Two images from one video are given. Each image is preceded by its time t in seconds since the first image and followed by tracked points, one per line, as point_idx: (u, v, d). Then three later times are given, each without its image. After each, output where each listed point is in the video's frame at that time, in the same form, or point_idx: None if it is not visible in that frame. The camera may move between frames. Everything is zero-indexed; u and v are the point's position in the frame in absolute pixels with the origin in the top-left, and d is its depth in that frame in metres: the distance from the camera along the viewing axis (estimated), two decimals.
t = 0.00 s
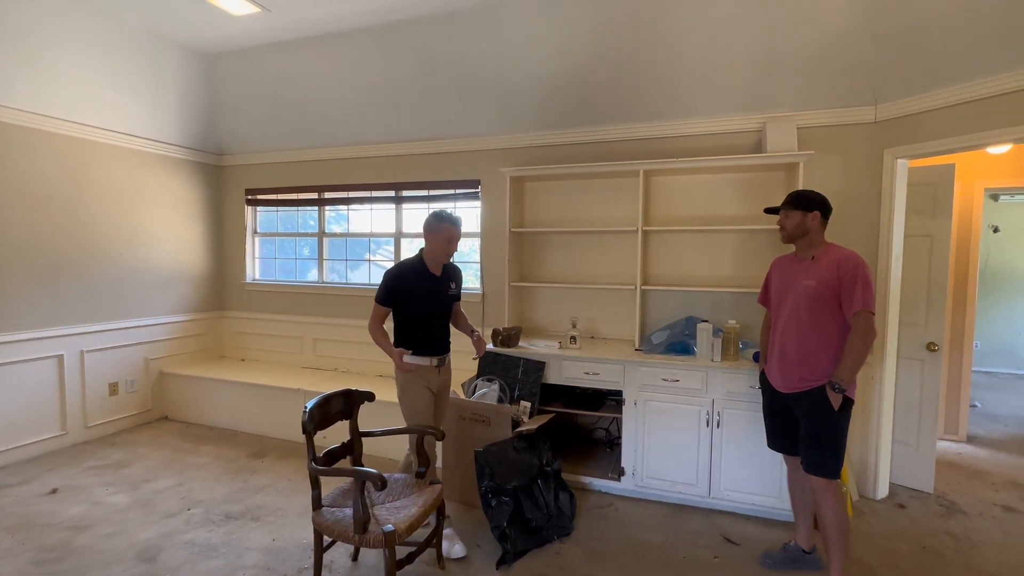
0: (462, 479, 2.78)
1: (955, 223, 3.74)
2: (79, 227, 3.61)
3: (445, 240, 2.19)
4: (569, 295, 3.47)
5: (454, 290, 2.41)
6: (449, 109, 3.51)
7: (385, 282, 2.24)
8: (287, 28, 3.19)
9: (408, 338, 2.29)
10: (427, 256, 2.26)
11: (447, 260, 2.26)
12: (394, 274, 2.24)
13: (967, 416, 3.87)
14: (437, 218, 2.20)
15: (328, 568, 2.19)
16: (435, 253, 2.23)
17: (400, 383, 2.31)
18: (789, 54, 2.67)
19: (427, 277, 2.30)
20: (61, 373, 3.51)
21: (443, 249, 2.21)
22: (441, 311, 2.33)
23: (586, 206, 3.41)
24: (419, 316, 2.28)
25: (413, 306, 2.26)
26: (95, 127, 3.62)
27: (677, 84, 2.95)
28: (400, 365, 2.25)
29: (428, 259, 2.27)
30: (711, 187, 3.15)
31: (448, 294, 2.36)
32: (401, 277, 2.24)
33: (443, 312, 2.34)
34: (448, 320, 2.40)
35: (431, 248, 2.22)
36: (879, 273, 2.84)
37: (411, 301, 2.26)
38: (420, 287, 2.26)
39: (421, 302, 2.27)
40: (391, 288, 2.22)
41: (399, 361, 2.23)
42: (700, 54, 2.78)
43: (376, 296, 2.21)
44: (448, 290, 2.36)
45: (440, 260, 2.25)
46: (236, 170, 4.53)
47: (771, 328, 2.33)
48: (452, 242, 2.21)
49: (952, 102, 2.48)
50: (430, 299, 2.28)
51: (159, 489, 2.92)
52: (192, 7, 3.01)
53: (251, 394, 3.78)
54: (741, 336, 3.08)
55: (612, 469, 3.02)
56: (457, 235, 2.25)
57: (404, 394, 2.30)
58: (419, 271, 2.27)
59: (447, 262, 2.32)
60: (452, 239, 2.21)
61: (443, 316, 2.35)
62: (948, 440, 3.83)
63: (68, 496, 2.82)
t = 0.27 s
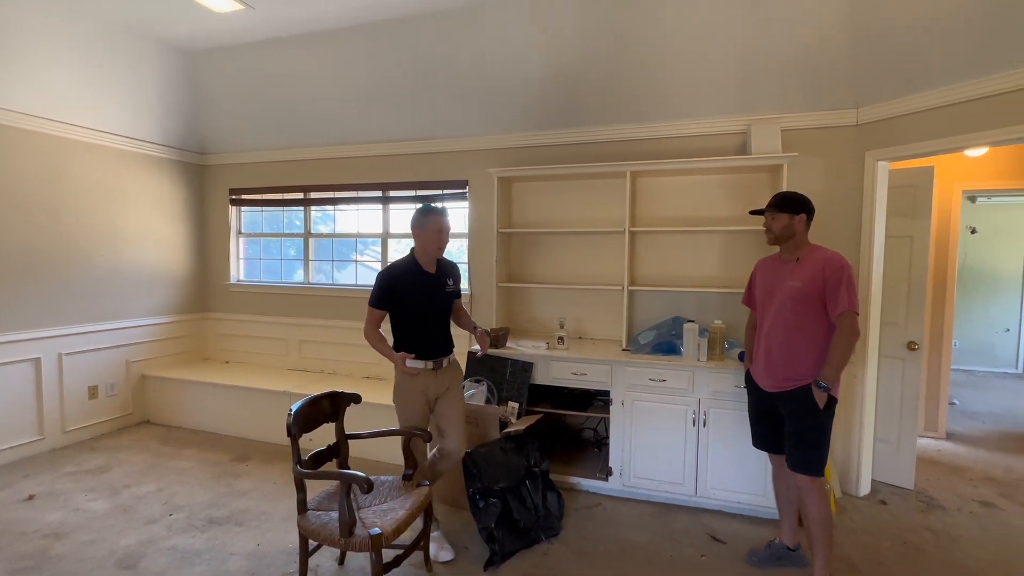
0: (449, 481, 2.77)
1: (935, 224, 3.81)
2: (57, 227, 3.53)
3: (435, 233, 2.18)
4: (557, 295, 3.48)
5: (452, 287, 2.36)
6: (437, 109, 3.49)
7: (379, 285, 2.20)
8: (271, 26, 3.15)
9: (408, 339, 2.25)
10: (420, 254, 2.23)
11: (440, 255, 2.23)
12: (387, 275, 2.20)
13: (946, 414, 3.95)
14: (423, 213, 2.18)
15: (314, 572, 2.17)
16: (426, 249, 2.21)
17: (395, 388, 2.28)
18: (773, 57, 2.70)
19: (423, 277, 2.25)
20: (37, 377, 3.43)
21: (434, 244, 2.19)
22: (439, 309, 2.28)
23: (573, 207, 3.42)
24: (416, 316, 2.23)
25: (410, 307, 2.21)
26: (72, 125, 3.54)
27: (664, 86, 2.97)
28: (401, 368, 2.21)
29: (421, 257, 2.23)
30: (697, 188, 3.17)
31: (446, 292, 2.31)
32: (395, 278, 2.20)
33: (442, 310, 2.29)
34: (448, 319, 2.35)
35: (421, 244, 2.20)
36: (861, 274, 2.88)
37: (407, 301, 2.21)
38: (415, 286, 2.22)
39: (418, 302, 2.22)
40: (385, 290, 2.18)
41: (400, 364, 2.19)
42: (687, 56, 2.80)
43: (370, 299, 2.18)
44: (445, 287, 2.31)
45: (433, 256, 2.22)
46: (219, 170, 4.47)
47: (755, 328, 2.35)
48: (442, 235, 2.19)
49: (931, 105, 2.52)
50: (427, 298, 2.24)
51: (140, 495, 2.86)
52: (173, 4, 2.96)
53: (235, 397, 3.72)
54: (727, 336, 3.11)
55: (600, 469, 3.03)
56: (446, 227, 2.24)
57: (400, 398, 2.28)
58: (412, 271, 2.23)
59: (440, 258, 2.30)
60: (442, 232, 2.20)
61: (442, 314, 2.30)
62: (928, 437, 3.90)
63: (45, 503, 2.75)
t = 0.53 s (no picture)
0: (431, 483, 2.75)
1: (905, 225, 3.91)
2: (22, 226, 3.41)
3: (411, 230, 2.17)
4: (539, 295, 3.48)
5: (439, 285, 2.34)
6: (417, 108, 3.47)
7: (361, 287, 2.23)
8: (247, 22, 3.09)
9: (393, 339, 2.25)
10: (401, 251, 2.22)
11: (420, 252, 2.22)
12: (368, 276, 2.22)
13: (917, 409, 4.06)
14: (399, 211, 2.17)
15: None
16: (404, 247, 2.20)
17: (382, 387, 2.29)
18: (749, 59, 2.74)
19: (406, 275, 2.25)
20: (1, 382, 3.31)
21: (412, 241, 2.18)
22: (423, 307, 2.26)
23: (555, 207, 3.43)
24: (399, 316, 2.24)
25: (391, 306, 2.22)
26: (37, 121, 3.42)
27: (644, 88, 3.00)
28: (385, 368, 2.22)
29: (401, 256, 2.23)
30: (677, 189, 3.20)
31: (430, 290, 2.29)
32: (376, 279, 2.22)
33: (427, 308, 2.27)
34: (436, 316, 2.32)
35: (399, 243, 2.19)
36: (836, 273, 2.94)
37: (389, 301, 2.22)
38: (396, 286, 2.22)
39: (399, 301, 2.22)
40: (366, 292, 2.20)
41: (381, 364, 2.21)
42: (666, 58, 2.82)
43: (353, 302, 2.21)
44: (429, 285, 2.29)
45: (412, 253, 2.21)
46: (194, 168, 4.37)
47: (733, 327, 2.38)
48: (419, 231, 2.18)
49: (901, 109, 2.59)
50: (409, 296, 2.23)
51: (111, 502, 2.78)
52: None
53: (211, 400, 3.64)
54: (706, 335, 3.15)
55: (582, 469, 3.05)
56: (424, 223, 2.21)
57: (386, 397, 2.28)
58: (394, 271, 2.23)
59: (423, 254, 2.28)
60: (419, 228, 2.18)
61: (428, 312, 2.28)
62: (900, 432, 4.01)
63: (9, 512, 2.66)
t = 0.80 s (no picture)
0: (412, 484, 2.73)
1: (876, 225, 4.02)
2: None
3: (390, 229, 2.12)
4: (519, 295, 3.48)
5: (424, 283, 2.26)
6: (396, 106, 3.43)
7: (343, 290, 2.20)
8: (219, 16, 3.02)
9: (377, 341, 2.20)
10: (382, 251, 2.17)
11: (400, 250, 2.16)
12: (350, 278, 2.19)
13: (887, 404, 4.18)
14: (378, 210, 2.13)
15: None
16: (383, 247, 2.15)
17: (372, 387, 2.25)
18: (725, 61, 2.78)
19: (388, 276, 2.19)
20: None
21: (391, 239, 2.12)
22: (406, 307, 2.19)
23: (535, 207, 3.43)
24: (380, 317, 2.18)
25: (375, 308, 2.18)
26: None
27: (622, 88, 3.02)
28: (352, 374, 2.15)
29: (383, 255, 2.18)
30: (655, 189, 3.24)
31: (414, 289, 2.22)
32: (357, 280, 2.18)
33: (410, 309, 2.20)
34: (423, 316, 2.25)
35: (379, 242, 2.15)
36: (809, 272, 3.01)
37: (372, 303, 2.18)
38: (378, 287, 2.17)
39: (382, 303, 2.17)
40: (348, 294, 2.17)
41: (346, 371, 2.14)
42: (643, 59, 2.85)
43: (337, 304, 2.20)
44: (413, 284, 2.22)
45: (391, 253, 2.16)
46: (165, 165, 4.26)
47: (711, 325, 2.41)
48: (397, 229, 2.12)
49: (872, 111, 2.66)
50: (391, 297, 2.17)
51: (78, 510, 2.69)
52: None
53: (184, 404, 3.55)
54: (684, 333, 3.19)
55: (563, 467, 3.06)
56: (405, 221, 2.17)
57: (379, 398, 2.23)
58: (376, 271, 2.19)
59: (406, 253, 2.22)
60: (398, 226, 2.12)
61: (412, 313, 2.21)
62: (871, 426, 4.12)
63: None
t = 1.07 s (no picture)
0: (388, 485, 2.70)
1: (842, 224, 4.14)
2: None
3: (379, 226, 2.11)
4: (496, 294, 3.48)
5: (412, 284, 2.23)
6: (370, 104, 3.39)
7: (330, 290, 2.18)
8: (185, 8, 2.93)
9: (363, 343, 2.17)
10: (370, 250, 2.16)
11: (389, 249, 2.15)
12: (337, 277, 2.17)
13: (853, 398, 4.32)
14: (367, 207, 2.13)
15: None
16: (371, 244, 2.14)
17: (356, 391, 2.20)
18: (697, 63, 2.83)
19: (375, 276, 2.17)
20: None
21: (380, 236, 2.12)
22: (393, 308, 2.17)
23: (511, 206, 3.43)
24: (367, 318, 2.16)
25: (361, 309, 2.15)
26: None
27: (597, 88, 3.04)
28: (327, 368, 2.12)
29: (371, 254, 2.17)
30: (630, 188, 3.27)
31: (401, 290, 2.19)
32: (344, 280, 2.16)
33: (397, 310, 2.18)
34: (410, 317, 2.23)
35: (367, 239, 2.14)
36: (779, 270, 3.08)
37: (358, 303, 2.15)
38: (365, 287, 2.14)
39: (368, 303, 2.14)
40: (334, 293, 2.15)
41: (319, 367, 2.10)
42: (618, 59, 2.87)
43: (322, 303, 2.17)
44: (401, 285, 2.20)
45: (380, 251, 2.15)
46: (129, 162, 4.11)
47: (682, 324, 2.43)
48: (387, 226, 2.12)
49: (838, 113, 2.74)
50: (378, 298, 2.15)
51: (36, 521, 2.58)
52: None
53: (150, 408, 3.44)
54: (659, 331, 3.23)
55: (540, 465, 3.06)
56: (395, 221, 2.17)
57: (363, 403, 2.17)
58: (362, 271, 2.16)
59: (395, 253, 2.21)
60: (388, 223, 2.12)
61: (399, 314, 2.18)
62: (838, 420, 4.24)
63: None
